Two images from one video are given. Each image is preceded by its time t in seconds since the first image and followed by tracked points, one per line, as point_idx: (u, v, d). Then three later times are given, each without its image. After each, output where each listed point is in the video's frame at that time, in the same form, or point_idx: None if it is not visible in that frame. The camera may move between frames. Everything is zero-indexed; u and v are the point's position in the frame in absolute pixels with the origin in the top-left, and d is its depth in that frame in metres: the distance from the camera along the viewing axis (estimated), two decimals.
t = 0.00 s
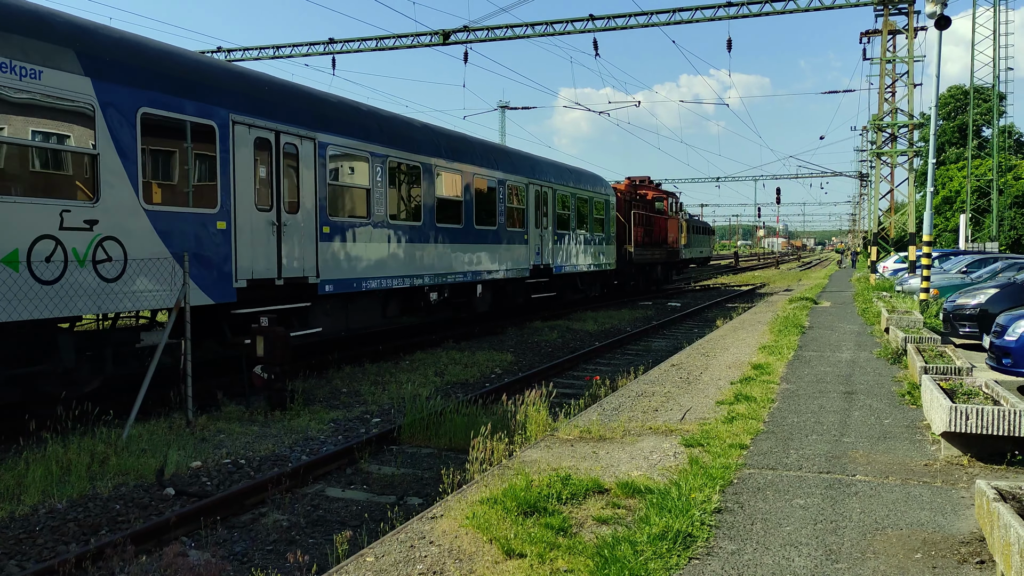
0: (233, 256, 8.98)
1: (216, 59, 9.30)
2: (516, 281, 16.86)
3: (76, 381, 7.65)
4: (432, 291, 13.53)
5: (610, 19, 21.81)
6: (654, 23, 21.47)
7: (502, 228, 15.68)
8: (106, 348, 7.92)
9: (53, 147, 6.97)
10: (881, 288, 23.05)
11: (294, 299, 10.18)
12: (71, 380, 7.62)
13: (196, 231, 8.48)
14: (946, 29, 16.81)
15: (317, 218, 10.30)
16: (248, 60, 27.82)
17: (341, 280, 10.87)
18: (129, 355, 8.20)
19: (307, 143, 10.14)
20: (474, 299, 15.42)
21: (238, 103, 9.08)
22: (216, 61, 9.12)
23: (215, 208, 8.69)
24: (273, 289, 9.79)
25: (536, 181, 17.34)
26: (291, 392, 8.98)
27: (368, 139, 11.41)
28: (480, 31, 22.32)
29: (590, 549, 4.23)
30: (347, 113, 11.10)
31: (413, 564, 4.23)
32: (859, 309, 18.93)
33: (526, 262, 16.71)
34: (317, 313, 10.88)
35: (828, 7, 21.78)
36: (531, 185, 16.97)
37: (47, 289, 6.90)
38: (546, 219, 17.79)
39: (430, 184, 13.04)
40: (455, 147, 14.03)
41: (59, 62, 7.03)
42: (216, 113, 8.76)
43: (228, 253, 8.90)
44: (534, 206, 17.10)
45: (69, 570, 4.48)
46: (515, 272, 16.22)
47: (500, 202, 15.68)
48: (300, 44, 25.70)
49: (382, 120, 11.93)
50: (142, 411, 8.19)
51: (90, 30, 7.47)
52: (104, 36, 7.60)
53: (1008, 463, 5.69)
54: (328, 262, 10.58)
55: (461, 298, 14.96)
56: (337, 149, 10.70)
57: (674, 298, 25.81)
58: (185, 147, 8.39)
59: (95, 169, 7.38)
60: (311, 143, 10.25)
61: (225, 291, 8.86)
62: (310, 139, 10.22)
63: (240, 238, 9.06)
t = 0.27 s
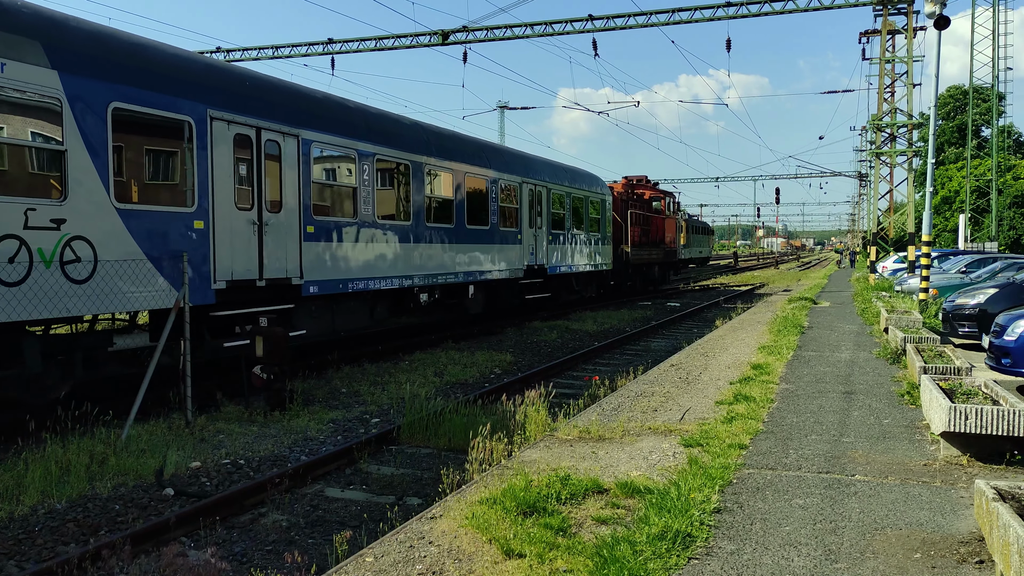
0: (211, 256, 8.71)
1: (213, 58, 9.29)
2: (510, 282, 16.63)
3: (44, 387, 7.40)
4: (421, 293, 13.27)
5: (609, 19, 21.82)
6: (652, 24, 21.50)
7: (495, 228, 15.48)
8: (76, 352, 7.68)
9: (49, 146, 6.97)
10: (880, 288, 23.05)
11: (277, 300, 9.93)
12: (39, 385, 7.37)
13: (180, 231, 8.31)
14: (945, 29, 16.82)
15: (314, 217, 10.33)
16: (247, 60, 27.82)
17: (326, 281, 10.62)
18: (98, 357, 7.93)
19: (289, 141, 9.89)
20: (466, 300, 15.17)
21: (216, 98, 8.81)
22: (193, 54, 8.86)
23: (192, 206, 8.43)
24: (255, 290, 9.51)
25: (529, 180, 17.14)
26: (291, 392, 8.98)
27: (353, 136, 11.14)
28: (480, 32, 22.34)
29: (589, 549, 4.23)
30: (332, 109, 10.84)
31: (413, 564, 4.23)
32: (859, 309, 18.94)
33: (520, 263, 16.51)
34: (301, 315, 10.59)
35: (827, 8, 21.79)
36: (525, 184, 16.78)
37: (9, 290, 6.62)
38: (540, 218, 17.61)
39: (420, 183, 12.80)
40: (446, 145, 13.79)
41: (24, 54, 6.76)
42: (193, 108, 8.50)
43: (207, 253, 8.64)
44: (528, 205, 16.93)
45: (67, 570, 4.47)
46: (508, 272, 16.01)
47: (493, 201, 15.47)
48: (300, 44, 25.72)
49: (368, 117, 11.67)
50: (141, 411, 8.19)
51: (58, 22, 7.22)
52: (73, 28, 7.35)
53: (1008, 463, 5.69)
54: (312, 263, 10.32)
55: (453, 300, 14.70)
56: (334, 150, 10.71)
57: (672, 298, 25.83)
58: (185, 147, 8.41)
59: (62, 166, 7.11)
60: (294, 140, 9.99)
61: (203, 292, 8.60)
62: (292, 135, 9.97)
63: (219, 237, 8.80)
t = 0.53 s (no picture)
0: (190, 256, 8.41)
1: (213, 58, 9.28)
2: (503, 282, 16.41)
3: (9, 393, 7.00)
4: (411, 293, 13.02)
5: (608, 19, 21.81)
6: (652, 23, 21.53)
7: (488, 227, 15.27)
8: (42, 356, 7.30)
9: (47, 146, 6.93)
10: (880, 287, 23.07)
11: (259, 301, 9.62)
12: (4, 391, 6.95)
13: (166, 230, 8.10)
14: (944, 28, 16.82)
15: (314, 218, 10.35)
16: (246, 60, 27.82)
17: (312, 281, 10.37)
18: (72, 357, 7.70)
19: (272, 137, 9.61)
20: (458, 301, 14.91)
21: (194, 93, 8.53)
22: (172, 47, 8.59)
23: (168, 204, 8.13)
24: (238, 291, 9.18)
25: (523, 179, 16.95)
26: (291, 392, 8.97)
27: (339, 133, 10.87)
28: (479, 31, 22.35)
29: (588, 549, 4.23)
30: (316, 105, 10.57)
31: (413, 564, 4.23)
32: (859, 309, 18.96)
33: (514, 263, 16.32)
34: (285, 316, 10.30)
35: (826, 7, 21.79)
36: (518, 182, 16.59)
37: None
38: (534, 217, 17.44)
39: (409, 181, 12.55)
40: (437, 142, 13.54)
41: None
42: (169, 103, 8.21)
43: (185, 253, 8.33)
44: (522, 203, 16.75)
45: (67, 570, 4.47)
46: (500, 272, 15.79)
47: (486, 200, 15.26)
48: (299, 44, 25.74)
49: (355, 113, 11.41)
50: (141, 410, 8.19)
51: (25, 12, 6.91)
52: (42, 18, 7.05)
53: (1008, 463, 5.69)
54: (297, 263, 10.06)
55: (444, 300, 14.45)
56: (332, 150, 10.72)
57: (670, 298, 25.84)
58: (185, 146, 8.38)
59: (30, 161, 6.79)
60: (276, 136, 9.71)
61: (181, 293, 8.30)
62: (275, 131, 9.69)
63: (198, 236, 8.49)
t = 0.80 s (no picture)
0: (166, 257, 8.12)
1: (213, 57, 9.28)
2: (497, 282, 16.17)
3: None
4: (402, 295, 12.75)
5: (608, 19, 21.81)
6: (652, 24, 21.58)
7: (481, 226, 15.02)
8: (8, 360, 7.26)
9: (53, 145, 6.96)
10: (879, 287, 23.08)
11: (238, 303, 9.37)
12: None
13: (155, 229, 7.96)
14: (944, 28, 16.82)
15: (312, 218, 10.33)
16: (247, 60, 27.84)
17: (297, 283, 10.08)
18: (41, 362, 7.56)
19: (254, 133, 9.31)
20: (450, 301, 14.65)
21: (172, 87, 8.22)
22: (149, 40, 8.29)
23: (143, 203, 7.82)
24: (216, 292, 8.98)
25: (517, 178, 16.71)
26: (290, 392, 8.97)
27: (325, 130, 10.58)
28: (479, 31, 22.36)
29: (588, 549, 4.23)
30: (301, 101, 10.27)
31: (412, 564, 4.23)
32: (859, 309, 18.96)
33: (506, 263, 16.11)
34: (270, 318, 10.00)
35: (826, 8, 21.79)
36: (511, 181, 16.35)
37: None
38: (528, 217, 17.24)
39: (398, 179, 12.27)
40: (428, 140, 13.26)
41: None
42: (146, 97, 7.90)
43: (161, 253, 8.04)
44: (514, 202, 16.51)
45: (66, 570, 4.47)
46: (493, 272, 15.55)
47: (478, 198, 15.01)
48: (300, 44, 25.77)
49: (342, 109, 11.11)
50: (141, 410, 8.19)
51: None
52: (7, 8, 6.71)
53: (1007, 463, 5.69)
54: (280, 264, 9.78)
55: (435, 302, 14.17)
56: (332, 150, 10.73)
57: (668, 297, 25.85)
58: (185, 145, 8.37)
59: None
60: (259, 133, 9.41)
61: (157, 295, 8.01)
62: (257, 127, 9.40)
63: (175, 235, 8.20)
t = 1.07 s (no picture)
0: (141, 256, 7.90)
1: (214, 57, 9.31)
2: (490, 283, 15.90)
3: None
4: (391, 296, 12.47)
5: (608, 19, 21.80)
6: (652, 23, 21.58)
7: (475, 226, 14.71)
8: None
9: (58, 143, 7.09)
10: (880, 287, 23.08)
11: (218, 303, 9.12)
12: None
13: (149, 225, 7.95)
14: (945, 28, 16.81)
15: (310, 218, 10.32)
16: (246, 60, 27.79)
17: (281, 284, 9.84)
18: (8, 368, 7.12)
19: (235, 130, 9.06)
20: (442, 303, 14.37)
21: (149, 82, 8.01)
22: (126, 34, 8.08)
23: (116, 201, 7.60)
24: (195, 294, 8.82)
25: (512, 177, 16.43)
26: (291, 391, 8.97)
27: (311, 126, 10.29)
28: (479, 31, 22.35)
29: (589, 549, 4.23)
30: (285, 96, 10.01)
31: (413, 564, 4.23)
32: (860, 309, 18.96)
33: (501, 263, 15.80)
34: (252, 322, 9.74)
35: (826, 7, 21.78)
36: (506, 180, 16.07)
37: None
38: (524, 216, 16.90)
39: (389, 178, 11.98)
40: (420, 138, 12.97)
41: None
42: (121, 92, 7.68)
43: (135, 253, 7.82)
44: (510, 202, 16.19)
45: (67, 570, 4.47)
46: (487, 271, 15.23)
47: (472, 196, 14.67)
48: (300, 44, 25.76)
49: (329, 105, 10.83)
50: (141, 410, 8.19)
51: None
52: None
53: (1007, 463, 5.69)
54: (262, 264, 9.54)
55: (427, 303, 13.84)
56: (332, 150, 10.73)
57: (667, 297, 25.85)
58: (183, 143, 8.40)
59: None
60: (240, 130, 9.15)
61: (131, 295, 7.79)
62: (239, 123, 9.14)
63: (150, 233, 7.97)
